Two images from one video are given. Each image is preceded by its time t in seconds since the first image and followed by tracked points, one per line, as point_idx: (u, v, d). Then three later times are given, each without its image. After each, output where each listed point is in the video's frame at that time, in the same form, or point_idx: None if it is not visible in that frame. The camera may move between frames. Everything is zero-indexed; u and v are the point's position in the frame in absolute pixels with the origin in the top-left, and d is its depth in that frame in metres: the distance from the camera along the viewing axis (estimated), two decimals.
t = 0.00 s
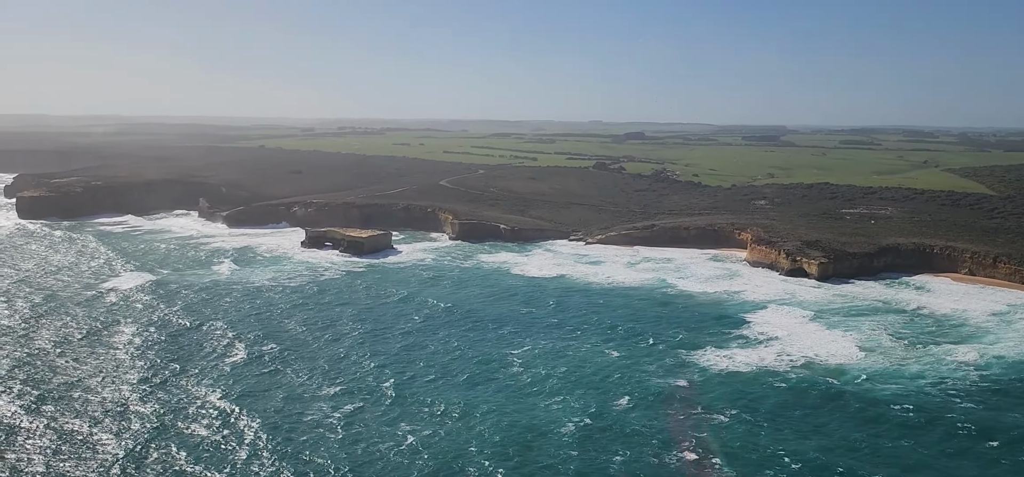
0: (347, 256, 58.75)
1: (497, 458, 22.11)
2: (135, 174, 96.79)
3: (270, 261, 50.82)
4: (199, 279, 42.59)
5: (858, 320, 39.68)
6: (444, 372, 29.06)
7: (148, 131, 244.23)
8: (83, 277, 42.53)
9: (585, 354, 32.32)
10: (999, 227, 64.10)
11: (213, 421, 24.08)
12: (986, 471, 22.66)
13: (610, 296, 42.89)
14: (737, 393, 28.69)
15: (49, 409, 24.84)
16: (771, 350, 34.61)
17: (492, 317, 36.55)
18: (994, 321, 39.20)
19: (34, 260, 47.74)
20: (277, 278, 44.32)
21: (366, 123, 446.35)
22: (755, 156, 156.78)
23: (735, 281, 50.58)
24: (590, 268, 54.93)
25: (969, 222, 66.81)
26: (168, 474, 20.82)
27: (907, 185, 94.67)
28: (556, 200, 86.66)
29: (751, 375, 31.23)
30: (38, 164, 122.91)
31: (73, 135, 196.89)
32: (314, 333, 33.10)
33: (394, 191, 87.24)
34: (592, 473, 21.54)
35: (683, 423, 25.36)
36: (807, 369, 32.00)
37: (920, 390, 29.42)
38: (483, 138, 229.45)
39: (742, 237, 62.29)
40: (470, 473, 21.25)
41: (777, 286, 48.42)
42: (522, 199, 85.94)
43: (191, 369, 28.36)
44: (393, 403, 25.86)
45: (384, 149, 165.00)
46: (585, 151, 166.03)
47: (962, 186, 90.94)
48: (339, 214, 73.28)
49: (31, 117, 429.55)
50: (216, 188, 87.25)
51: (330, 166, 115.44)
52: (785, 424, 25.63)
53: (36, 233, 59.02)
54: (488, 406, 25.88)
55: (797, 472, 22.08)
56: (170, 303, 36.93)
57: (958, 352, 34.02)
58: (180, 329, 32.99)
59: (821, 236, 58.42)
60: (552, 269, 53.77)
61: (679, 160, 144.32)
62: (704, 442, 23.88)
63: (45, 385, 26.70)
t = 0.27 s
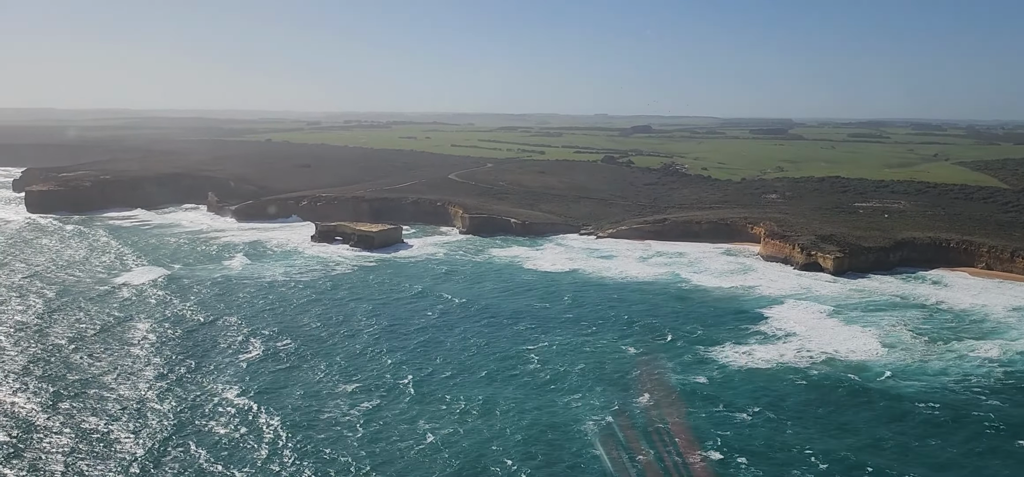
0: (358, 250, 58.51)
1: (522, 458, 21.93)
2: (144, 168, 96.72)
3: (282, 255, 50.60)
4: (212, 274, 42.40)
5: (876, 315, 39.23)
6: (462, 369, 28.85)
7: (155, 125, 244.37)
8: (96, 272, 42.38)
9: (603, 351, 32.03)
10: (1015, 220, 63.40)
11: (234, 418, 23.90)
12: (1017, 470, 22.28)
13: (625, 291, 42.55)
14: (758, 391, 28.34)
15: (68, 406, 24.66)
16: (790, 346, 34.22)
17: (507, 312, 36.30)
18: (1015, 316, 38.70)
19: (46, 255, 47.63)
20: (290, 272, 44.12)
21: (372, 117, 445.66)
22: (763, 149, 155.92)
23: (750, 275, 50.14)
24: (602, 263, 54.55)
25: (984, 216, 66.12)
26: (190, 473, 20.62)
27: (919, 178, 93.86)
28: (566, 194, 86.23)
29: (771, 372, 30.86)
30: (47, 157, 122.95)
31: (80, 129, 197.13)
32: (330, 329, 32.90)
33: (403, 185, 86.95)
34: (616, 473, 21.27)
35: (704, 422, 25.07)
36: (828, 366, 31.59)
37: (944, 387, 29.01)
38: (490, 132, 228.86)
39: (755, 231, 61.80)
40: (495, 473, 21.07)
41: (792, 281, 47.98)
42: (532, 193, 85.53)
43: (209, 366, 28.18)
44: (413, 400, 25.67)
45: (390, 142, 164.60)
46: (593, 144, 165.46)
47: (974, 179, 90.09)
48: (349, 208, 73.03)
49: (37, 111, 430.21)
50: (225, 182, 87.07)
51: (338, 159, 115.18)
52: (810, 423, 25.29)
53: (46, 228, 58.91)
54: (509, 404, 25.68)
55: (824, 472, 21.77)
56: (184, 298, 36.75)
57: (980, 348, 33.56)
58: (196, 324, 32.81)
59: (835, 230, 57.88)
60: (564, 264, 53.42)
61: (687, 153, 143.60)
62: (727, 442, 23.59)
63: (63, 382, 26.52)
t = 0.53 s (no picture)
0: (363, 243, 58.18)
1: (538, 454, 21.72)
2: (146, 159, 96.26)
3: (288, 248, 50.27)
4: (219, 266, 42.10)
5: (888, 309, 38.94)
6: (473, 363, 28.57)
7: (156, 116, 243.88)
8: (102, 264, 42.08)
9: (614, 345, 31.79)
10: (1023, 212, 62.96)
11: (246, 413, 23.64)
12: None
13: (634, 285, 42.24)
14: (773, 386, 28.11)
15: (77, 400, 24.40)
16: (803, 341, 33.93)
17: (517, 306, 36.01)
18: None
19: (51, 247, 47.32)
20: (297, 265, 43.80)
21: (373, 108, 444.11)
22: (766, 140, 155.33)
23: (758, 269, 49.85)
24: (609, 256, 54.24)
25: (992, 208, 65.71)
26: (204, 469, 20.33)
27: (925, 170, 93.31)
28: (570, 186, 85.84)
29: (785, 367, 30.62)
30: (49, 149, 122.50)
31: (82, 120, 196.48)
32: (339, 322, 32.63)
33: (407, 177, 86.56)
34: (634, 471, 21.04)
35: (720, 418, 24.83)
36: (842, 361, 31.32)
37: (961, 383, 28.73)
38: (492, 123, 228.16)
39: (763, 224, 61.42)
40: (512, 470, 20.84)
41: (802, 274, 47.65)
42: (536, 184, 85.16)
43: (219, 359, 27.92)
44: (426, 395, 25.43)
45: (393, 133, 164.07)
46: (595, 136, 164.77)
47: (981, 171, 89.56)
48: (353, 200, 72.67)
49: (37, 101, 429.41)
50: (228, 174, 86.66)
51: (341, 150, 114.70)
52: (826, 420, 25.04)
53: (50, 220, 58.60)
54: (523, 399, 25.44)
55: (843, 471, 21.52)
56: (191, 291, 36.46)
57: (995, 343, 33.24)
58: (204, 317, 32.53)
59: (844, 223, 57.50)
60: (571, 257, 53.09)
61: (690, 145, 143.03)
62: (744, 439, 23.35)
63: (72, 376, 26.26)
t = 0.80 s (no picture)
0: (364, 236, 57.71)
1: (554, 452, 21.41)
2: (143, 151, 95.40)
3: (289, 241, 49.77)
4: (221, 259, 41.60)
5: (896, 304, 38.70)
6: (483, 359, 28.23)
7: (151, 107, 242.06)
8: (103, 257, 41.54)
9: (622, 340, 31.49)
10: None
11: (256, 410, 23.25)
12: None
13: (640, 279, 41.90)
14: (785, 382, 27.85)
15: (83, 396, 23.95)
16: (812, 336, 33.67)
17: (523, 301, 35.67)
18: None
19: (50, 240, 46.71)
20: (300, 258, 43.32)
21: (369, 99, 442.60)
22: (765, 133, 155.03)
23: (763, 263, 49.57)
24: (612, 249, 53.88)
25: (995, 202, 65.56)
26: (216, 468, 19.94)
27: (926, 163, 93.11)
28: (570, 178, 85.41)
29: (796, 362, 30.34)
30: (44, 140, 121.43)
31: (78, 112, 194.90)
32: (345, 317, 32.22)
33: (406, 169, 86.01)
34: (650, 470, 20.74)
35: (733, 416, 24.52)
36: (853, 356, 31.07)
37: (973, 379, 28.51)
38: (489, 115, 227.43)
39: (766, 217, 61.14)
40: (528, 469, 20.53)
41: (808, 268, 47.37)
42: (536, 177, 84.71)
43: (225, 355, 27.50)
44: (436, 392, 25.08)
45: (390, 125, 163.20)
46: (594, 128, 164.27)
47: (982, 165, 89.42)
48: (352, 192, 72.11)
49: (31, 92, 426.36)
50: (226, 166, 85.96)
51: (339, 142, 113.99)
52: (840, 417, 24.78)
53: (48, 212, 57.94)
54: (535, 396, 25.10)
55: (861, 470, 21.24)
56: (194, 285, 35.97)
57: (1005, 339, 33.04)
58: (209, 311, 32.09)
59: (848, 216, 57.24)
60: (575, 250, 52.73)
61: (689, 137, 142.71)
62: (759, 437, 23.05)
63: (77, 371, 25.81)
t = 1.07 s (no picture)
0: (361, 233, 57.15)
1: (566, 455, 21.05)
2: (135, 147, 94.32)
3: (285, 238, 49.16)
4: (218, 257, 41.00)
5: (899, 302, 38.52)
6: (486, 358, 27.89)
7: (141, 102, 239.99)
8: (98, 254, 40.88)
9: (627, 340, 31.19)
10: None
11: (261, 411, 22.77)
12: None
13: (642, 277, 41.59)
14: (793, 382, 27.58)
15: (83, 397, 23.41)
16: (817, 335, 33.41)
17: (524, 299, 35.30)
18: None
19: (42, 237, 45.97)
20: (297, 256, 42.79)
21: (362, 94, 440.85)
22: (760, 130, 155.10)
23: (763, 260, 49.35)
24: (612, 247, 53.54)
25: (992, 199, 65.61)
26: (223, 471, 19.47)
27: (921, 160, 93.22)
28: (567, 175, 85.04)
29: (803, 362, 30.07)
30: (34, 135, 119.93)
31: (69, 106, 192.51)
32: (346, 315, 31.76)
33: (402, 166, 85.37)
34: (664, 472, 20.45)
35: (744, 417, 24.20)
36: (859, 355, 30.83)
37: (981, 378, 28.33)
38: (483, 111, 226.55)
39: (764, 215, 60.95)
40: (540, 472, 20.18)
41: (809, 266, 47.16)
42: (532, 174, 84.29)
43: (227, 354, 27.01)
44: (441, 392, 24.64)
45: (384, 121, 162.24)
46: (588, 124, 163.85)
47: (977, 162, 89.56)
48: (348, 188, 71.48)
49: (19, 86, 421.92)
50: (219, 162, 85.08)
51: (333, 138, 113.17)
52: (851, 417, 24.51)
53: (39, 208, 57.04)
54: (542, 398, 24.71)
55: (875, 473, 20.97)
56: (192, 283, 35.39)
57: (1011, 338, 32.90)
58: (209, 310, 31.57)
59: (847, 214, 57.10)
60: (574, 248, 52.39)
61: (684, 134, 142.61)
62: (771, 439, 22.74)
63: (76, 371, 25.24)
